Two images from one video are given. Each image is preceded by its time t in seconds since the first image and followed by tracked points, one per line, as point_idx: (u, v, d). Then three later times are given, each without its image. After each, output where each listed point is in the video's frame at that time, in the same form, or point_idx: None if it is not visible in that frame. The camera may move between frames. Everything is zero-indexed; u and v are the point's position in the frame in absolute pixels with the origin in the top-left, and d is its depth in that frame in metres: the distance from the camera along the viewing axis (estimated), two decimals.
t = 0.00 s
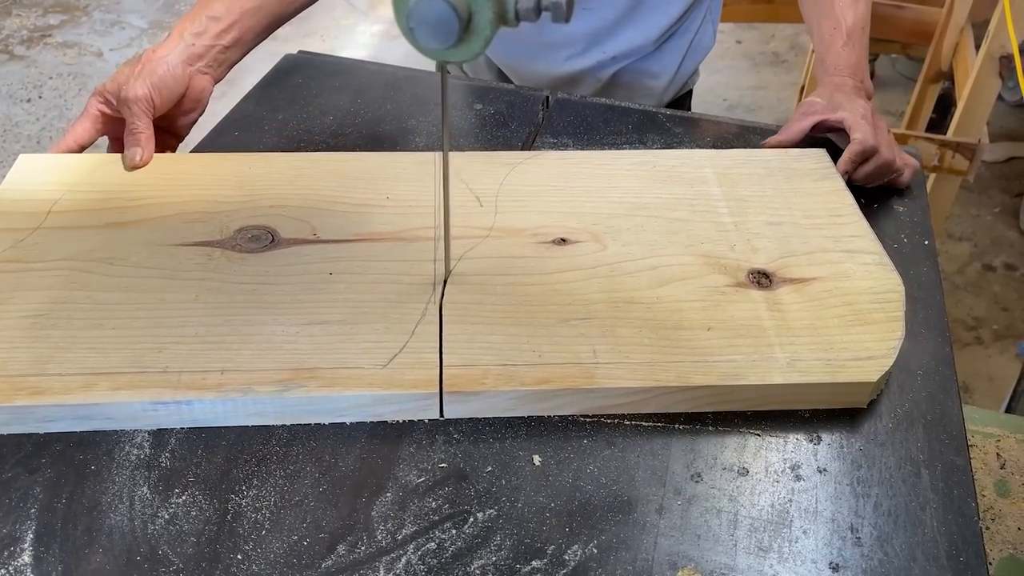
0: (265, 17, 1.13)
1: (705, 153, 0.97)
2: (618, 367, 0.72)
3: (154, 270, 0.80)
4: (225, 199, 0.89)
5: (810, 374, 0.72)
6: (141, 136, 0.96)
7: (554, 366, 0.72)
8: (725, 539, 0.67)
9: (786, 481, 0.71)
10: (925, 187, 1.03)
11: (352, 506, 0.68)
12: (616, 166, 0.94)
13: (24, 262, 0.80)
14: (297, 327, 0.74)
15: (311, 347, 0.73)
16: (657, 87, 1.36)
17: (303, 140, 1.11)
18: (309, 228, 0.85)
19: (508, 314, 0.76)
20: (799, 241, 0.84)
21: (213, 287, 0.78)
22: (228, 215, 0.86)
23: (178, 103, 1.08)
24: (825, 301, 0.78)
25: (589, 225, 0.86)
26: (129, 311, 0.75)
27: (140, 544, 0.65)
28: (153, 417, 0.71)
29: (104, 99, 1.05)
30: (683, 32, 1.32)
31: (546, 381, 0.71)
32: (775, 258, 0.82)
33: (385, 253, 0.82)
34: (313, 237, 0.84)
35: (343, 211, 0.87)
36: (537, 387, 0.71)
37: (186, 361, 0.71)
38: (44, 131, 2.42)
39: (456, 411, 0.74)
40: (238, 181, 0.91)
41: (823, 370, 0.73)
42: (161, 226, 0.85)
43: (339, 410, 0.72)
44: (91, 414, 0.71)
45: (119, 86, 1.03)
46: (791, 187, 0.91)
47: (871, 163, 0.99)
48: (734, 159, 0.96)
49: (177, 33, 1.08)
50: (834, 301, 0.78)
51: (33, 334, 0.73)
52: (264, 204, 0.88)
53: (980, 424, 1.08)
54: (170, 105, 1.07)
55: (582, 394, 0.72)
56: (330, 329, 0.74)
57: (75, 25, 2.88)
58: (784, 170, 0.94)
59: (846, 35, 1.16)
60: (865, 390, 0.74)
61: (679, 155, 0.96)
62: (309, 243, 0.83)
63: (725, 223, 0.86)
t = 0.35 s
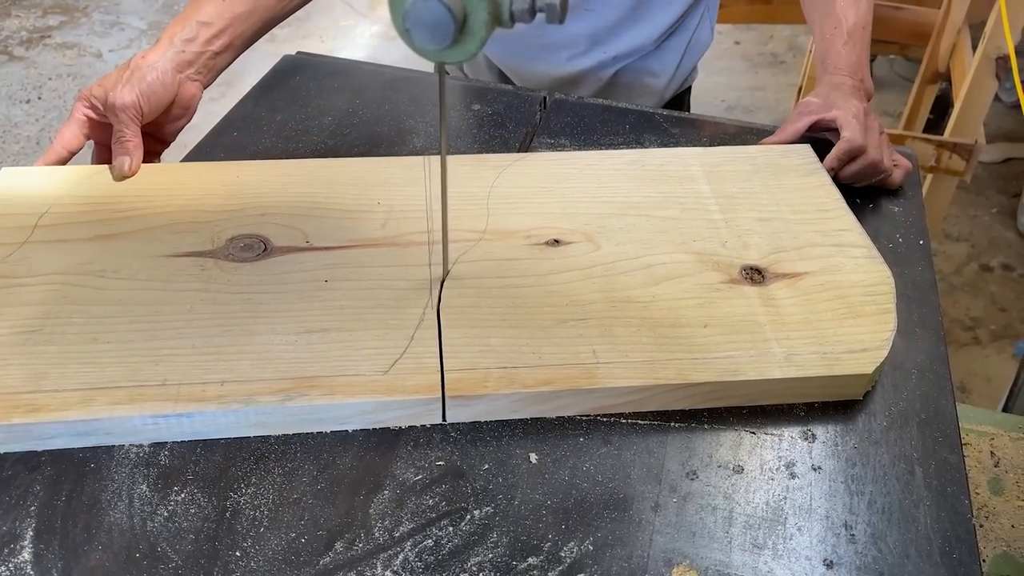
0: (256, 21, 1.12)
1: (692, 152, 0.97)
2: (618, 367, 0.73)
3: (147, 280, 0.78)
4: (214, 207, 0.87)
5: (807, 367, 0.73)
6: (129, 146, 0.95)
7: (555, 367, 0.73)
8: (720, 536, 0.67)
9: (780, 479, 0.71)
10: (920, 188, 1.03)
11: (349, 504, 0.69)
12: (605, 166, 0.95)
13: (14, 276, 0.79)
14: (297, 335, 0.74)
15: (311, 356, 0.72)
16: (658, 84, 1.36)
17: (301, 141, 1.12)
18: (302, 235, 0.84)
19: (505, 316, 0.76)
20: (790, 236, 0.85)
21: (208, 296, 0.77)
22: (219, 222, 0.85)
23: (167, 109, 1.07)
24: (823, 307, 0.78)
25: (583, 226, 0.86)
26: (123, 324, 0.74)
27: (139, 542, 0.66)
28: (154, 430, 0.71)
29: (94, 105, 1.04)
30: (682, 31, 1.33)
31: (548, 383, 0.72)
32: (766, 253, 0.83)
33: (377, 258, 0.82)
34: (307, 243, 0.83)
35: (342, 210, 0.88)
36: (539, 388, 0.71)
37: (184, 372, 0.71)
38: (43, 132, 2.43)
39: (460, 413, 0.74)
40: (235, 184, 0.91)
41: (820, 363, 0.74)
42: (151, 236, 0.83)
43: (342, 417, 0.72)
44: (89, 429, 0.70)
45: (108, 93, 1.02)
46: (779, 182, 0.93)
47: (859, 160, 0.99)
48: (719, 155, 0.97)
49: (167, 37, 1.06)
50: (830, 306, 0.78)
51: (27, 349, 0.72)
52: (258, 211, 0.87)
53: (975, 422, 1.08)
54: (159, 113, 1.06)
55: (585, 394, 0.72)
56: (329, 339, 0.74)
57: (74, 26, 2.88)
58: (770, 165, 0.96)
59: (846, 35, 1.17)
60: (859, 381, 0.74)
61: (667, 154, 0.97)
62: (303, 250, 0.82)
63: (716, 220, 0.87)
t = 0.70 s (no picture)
0: (259, 20, 1.11)
1: (687, 148, 0.98)
2: (620, 364, 0.73)
3: (145, 284, 0.78)
4: (208, 211, 0.87)
5: (807, 361, 0.74)
6: (139, 148, 0.94)
7: (558, 364, 0.73)
8: (719, 530, 0.68)
9: (779, 474, 0.72)
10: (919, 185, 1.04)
11: (350, 498, 0.69)
12: (599, 164, 0.95)
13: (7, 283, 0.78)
14: (298, 339, 0.74)
15: (313, 359, 0.72)
16: (653, 82, 1.36)
17: (303, 138, 1.12)
18: (298, 237, 0.84)
19: (506, 315, 0.77)
20: (786, 232, 0.86)
21: (206, 298, 0.77)
22: (215, 225, 0.85)
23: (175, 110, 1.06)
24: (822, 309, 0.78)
25: (579, 225, 0.86)
26: (120, 330, 0.74)
27: (141, 535, 0.66)
28: (157, 435, 0.70)
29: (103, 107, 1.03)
30: (678, 29, 1.33)
31: (551, 381, 0.72)
32: (763, 248, 0.84)
33: (372, 261, 0.81)
34: (303, 245, 0.83)
35: (344, 207, 0.88)
36: (542, 385, 0.71)
37: (187, 375, 0.70)
38: (43, 131, 2.43)
39: (465, 413, 0.74)
40: (236, 184, 0.91)
41: (820, 356, 0.74)
42: (144, 240, 0.83)
43: (346, 420, 0.72)
44: (90, 436, 0.69)
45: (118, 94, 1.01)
46: (771, 177, 0.93)
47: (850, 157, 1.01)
48: (717, 154, 0.97)
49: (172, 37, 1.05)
50: (829, 306, 0.78)
51: (24, 356, 0.71)
52: (257, 215, 0.87)
53: (973, 419, 1.08)
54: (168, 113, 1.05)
55: (587, 391, 0.72)
56: (331, 342, 0.73)
57: (74, 25, 2.89)
58: (766, 163, 0.96)
59: (849, 30, 1.16)
60: (851, 374, 0.75)
61: (664, 150, 0.97)
62: (300, 252, 0.82)
63: (711, 216, 0.88)
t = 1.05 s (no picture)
0: (251, 32, 1.10)
1: (680, 149, 0.98)
2: (620, 368, 0.73)
3: (135, 297, 0.77)
4: (206, 214, 0.87)
5: (806, 362, 0.74)
6: (123, 159, 0.93)
7: (558, 371, 0.72)
8: (718, 531, 0.67)
9: (778, 475, 0.71)
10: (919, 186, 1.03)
11: (349, 498, 0.69)
12: (592, 167, 0.95)
13: None
14: (292, 351, 0.72)
15: (310, 371, 0.71)
16: (651, 81, 1.36)
17: (302, 138, 1.12)
18: (290, 247, 0.83)
19: (503, 321, 0.76)
20: (780, 232, 0.86)
21: (195, 314, 0.75)
22: (204, 238, 0.84)
23: (161, 122, 1.05)
24: (822, 317, 0.77)
25: (575, 229, 0.86)
26: (111, 344, 0.72)
27: (139, 535, 0.66)
28: (153, 452, 0.69)
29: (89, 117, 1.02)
30: (676, 28, 1.33)
31: (552, 389, 0.71)
32: (759, 249, 0.84)
33: (368, 268, 0.80)
34: (295, 255, 0.82)
35: (343, 209, 0.88)
36: (544, 394, 0.71)
37: (181, 391, 0.69)
38: (43, 130, 2.43)
39: (465, 422, 0.73)
40: (234, 190, 0.90)
41: (820, 357, 0.74)
42: (133, 252, 0.82)
43: (345, 432, 0.71)
44: (90, 454, 0.67)
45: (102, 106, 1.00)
46: (767, 179, 0.94)
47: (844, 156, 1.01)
48: (708, 152, 0.98)
49: (161, 49, 1.04)
50: (832, 315, 0.78)
51: (16, 374, 0.69)
52: (239, 221, 0.86)
53: (973, 419, 1.08)
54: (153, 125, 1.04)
55: (588, 398, 0.72)
56: (329, 353, 0.72)
57: (75, 25, 2.89)
58: (757, 162, 0.96)
59: (845, 31, 1.17)
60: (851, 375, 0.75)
61: (653, 151, 0.98)
62: (291, 262, 0.81)
63: (705, 217, 0.88)
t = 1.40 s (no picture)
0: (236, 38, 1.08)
1: (669, 145, 0.99)
2: (625, 366, 0.73)
3: (130, 310, 0.76)
4: (209, 214, 0.87)
5: (806, 353, 0.75)
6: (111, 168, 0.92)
7: (563, 371, 0.72)
8: (719, 531, 0.67)
9: (779, 475, 0.71)
10: (921, 186, 1.04)
11: (350, 498, 0.69)
12: (581, 164, 0.96)
13: None
14: (295, 360, 0.72)
15: (316, 379, 0.70)
16: (654, 76, 1.36)
17: (303, 138, 1.12)
18: (285, 255, 0.82)
19: (505, 323, 0.76)
20: (772, 224, 0.87)
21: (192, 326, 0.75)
22: (196, 249, 0.82)
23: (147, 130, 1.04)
24: (826, 319, 0.78)
25: (572, 228, 0.86)
26: (109, 359, 0.71)
27: (141, 535, 0.66)
28: (159, 467, 0.68)
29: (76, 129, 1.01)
30: (680, 23, 1.33)
31: (559, 389, 0.71)
32: (753, 242, 0.85)
33: (367, 273, 0.80)
34: (292, 262, 0.81)
35: (345, 210, 0.88)
36: (549, 395, 0.71)
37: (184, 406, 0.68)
38: (46, 130, 2.43)
39: (474, 425, 0.73)
40: (233, 195, 0.89)
41: (819, 347, 0.75)
42: (127, 265, 0.80)
43: (354, 439, 0.71)
44: (98, 472, 0.66)
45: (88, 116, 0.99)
46: (770, 180, 0.94)
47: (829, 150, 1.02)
48: (693, 147, 0.99)
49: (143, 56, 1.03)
50: (838, 320, 0.77)
51: (14, 396, 0.68)
52: (233, 231, 0.85)
53: (974, 420, 1.06)
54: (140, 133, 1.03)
55: (593, 396, 0.72)
56: (333, 359, 0.72)
57: (77, 25, 2.89)
58: (744, 155, 0.98)
59: (842, 27, 1.16)
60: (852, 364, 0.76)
61: (638, 147, 0.98)
62: (288, 270, 0.80)
63: (698, 213, 0.88)
